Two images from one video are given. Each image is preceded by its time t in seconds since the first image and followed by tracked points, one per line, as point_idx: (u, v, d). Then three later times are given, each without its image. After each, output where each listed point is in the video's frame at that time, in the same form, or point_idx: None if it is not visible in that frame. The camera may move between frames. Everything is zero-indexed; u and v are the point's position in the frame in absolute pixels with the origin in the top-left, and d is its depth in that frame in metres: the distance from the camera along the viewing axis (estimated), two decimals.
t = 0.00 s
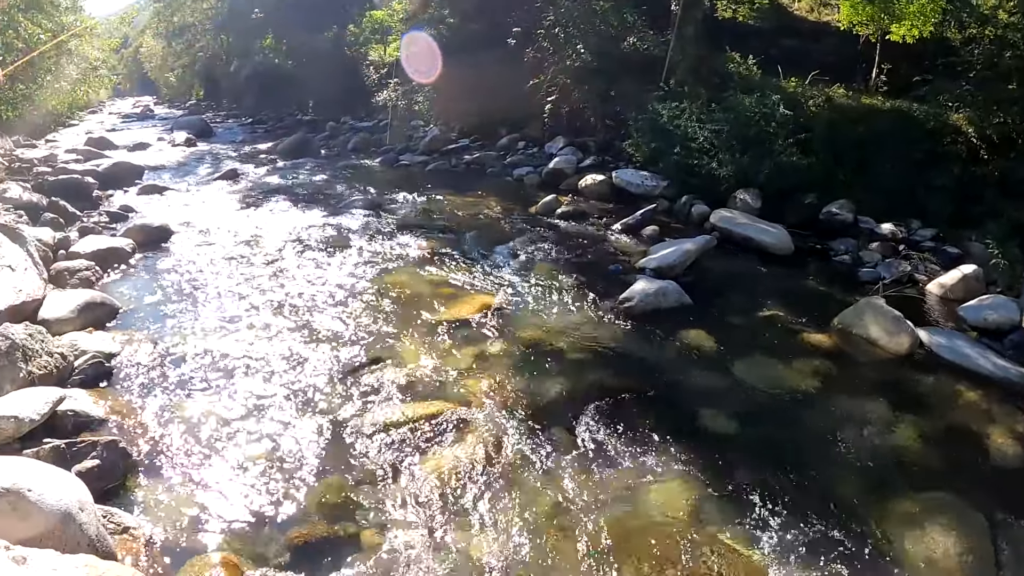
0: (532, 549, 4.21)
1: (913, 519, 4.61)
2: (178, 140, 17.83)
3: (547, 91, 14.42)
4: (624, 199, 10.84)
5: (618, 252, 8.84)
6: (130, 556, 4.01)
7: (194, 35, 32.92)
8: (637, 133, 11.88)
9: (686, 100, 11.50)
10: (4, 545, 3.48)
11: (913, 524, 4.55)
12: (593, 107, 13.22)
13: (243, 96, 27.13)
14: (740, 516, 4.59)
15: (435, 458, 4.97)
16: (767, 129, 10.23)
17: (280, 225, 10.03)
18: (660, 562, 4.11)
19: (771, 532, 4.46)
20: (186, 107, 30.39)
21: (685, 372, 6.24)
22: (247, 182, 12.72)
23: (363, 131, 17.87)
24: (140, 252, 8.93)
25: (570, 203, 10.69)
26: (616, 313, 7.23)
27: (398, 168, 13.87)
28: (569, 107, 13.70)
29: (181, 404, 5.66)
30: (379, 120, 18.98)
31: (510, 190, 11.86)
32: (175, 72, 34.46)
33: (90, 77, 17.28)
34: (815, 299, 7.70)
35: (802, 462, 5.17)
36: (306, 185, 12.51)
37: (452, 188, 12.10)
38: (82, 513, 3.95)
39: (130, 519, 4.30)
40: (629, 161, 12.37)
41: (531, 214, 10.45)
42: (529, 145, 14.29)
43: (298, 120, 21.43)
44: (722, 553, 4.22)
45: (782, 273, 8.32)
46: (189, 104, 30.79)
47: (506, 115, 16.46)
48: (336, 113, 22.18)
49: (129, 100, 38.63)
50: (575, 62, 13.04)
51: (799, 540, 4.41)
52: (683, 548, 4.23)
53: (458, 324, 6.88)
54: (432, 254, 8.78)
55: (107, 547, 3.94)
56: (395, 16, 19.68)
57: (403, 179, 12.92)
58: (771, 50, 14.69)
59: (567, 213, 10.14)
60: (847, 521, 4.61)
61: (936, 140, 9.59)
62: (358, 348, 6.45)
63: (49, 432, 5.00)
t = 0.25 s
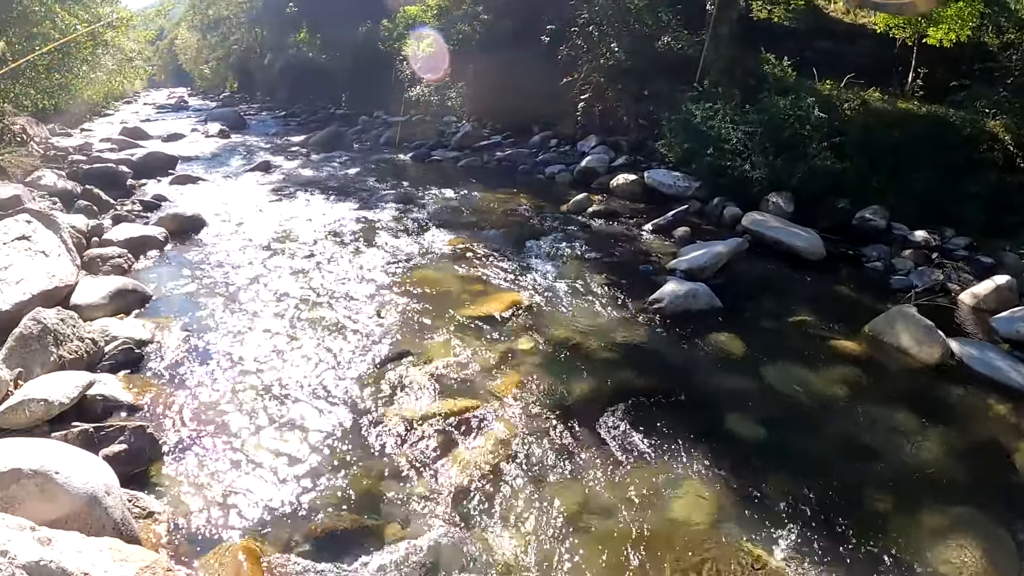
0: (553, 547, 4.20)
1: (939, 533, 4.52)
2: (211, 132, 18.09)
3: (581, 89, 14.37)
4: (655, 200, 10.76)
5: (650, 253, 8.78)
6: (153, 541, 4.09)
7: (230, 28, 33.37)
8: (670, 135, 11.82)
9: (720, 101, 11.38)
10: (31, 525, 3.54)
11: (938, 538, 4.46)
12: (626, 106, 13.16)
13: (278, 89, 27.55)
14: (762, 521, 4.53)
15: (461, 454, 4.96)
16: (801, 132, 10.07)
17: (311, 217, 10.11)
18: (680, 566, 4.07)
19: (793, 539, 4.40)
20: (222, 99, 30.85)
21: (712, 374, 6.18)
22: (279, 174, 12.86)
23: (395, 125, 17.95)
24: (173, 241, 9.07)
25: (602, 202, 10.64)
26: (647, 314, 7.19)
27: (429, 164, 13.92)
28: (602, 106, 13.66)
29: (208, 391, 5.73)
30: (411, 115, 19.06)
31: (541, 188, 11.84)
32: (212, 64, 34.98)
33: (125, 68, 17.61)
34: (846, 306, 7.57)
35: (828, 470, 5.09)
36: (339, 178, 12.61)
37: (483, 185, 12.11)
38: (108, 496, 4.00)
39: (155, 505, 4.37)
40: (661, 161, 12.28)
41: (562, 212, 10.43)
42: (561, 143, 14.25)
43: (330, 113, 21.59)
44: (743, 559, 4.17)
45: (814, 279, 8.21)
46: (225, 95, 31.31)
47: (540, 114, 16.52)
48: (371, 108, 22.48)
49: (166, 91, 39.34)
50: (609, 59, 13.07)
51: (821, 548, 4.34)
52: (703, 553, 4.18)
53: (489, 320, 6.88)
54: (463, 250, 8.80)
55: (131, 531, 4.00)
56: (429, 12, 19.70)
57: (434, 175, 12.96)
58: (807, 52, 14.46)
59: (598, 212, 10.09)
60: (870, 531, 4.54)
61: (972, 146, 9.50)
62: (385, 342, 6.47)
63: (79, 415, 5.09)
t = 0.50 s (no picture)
0: (565, 547, 4.18)
1: (954, 539, 4.47)
2: (228, 129, 18.22)
3: (599, 88, 14.35)
4: (672, 199, 10.70)
5: (666, 252, 8.75)
6: (167, 535, 4.12)
7: (249, 26, 33.58)
8: (687, 134, 11.81)
9: (738, 101, 11.36)
10: (46, 517, 3.57)
11: (952, 544, 4.41)
12: (644, 105, 13.14)
13: (295, 87, 27.74)
14: (775, 524, 4.50)
15: (474, 452, 4.96)
16: (819, 132, 9.92)
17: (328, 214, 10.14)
18: (692, 566, 4.05)
19: (806, 541, 4.37)
20: (241, 95, 31.06)
21: (728, 376, 6.14)
22: (297, 171, 12.93)
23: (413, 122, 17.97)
24: (191, 237, 9.14)
25: (618, 201, 10.60)
26: (663, 313, 7.16)
27: (446, 161, 13.94)
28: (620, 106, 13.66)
29: (224, 385, 5.78)
30: (428, 113, 19.10)
31: (557, 186, 11.82)
32: (230, 61, 35.22)
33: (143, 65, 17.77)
34: (864, 309, 7.50)
35: (843, 472, 5.05)
36: (356, 175, 12.66)
37: (499, 183, 12.11)
38: (123, 490, 4.02)
39: (169, 499, 4.40)
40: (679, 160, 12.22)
41: (579, 211, 10.42)
42: (578, 141, 14.24)
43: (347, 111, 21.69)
44: (755, 560, 4.14)
45: (831, 280, 8.14)
46: (244, 94, 31.56)
47: (561, 113, 16.51)
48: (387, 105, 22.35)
49: (185, 88, 39.66)
50: (626, 58, 13.10)
51: (834, 552, 4.30)
52: (714, 553, 4.16)
53: (506, 318, 6.88)
54: (479, 248, 8.81)
55: (145, 524, 4.03)
56: (445, 10, 19.73)
57: (451, 172, 12.97)
58: (825, 52, 14.34)
59: (615, 211, 10.06)
60: (884, 535, 4.49)
61: (992, 147, 9.42)
62: (400, 339, 6.48)
63: (96, 409, 5.14)
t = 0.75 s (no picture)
0: (577, 549, 4.18)
1: (969, 550, 4.42)
2: (249, 124, 18.35)
3: (621, 89, 14.30)
4: (691, 203, 10.64)
5: (684, 256, 8.71)
6: (183, 525, 4.17)
7: (271, 22, 33.78)
8: (708, 137, 11.77)
9: (761, 105, 11.32)
10: (65, 505, 3.62)
11: (966, 556, 4.37)
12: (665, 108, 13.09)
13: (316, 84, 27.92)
14: (790, 530, 4.48)
15: (490, 451, 4.97)
16: (842, 138, 9.96)
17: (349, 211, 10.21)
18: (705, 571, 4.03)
19: (819, 548, 4.34)
20: (262, 91, 31.26)
21: (745, 381, 6.12)
22: (317, 167, 13.00)
23: (434, 120, 17.96)
24: (211, 231, 9.22)
25: (637, 203, 10.57)
26: (681, 317, 7.13)
27: (467, 160, 13.96)
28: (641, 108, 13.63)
29: (243, 378, 5.83)
30: (449, 111, 19.13)
31: (576, 187, 11.81)
32: (252, 57, 35.45)
33: (165, 60, 17.94)
34: (884, 317, 7.42)
35: (858, 480, 5.01)
36: (377, 173, 12.71)
37: (518, 183, 12.11)
38: (141, 480, 4.06)
39: (186, 490, 4.45)
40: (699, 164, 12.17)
41: (598, 212, 10.40)
42: (599, 143, 14.22)
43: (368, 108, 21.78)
44: (769, 567, 4.11)
45: (852, 288, 8.07)
46: (266, 90, 31.83)
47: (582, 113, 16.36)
48: (406, 103, 22.23)
49: (207, 83, 39.99)
50: (649, 62, 13.09)
51: (847, 559, 4.28)
52: (728, 558, 4.15)
53: (524, 318, 6.89)
54: (498, 247, 8.81)
55: (163, 514, 4.07)
56: (467, 10, 19.78)
57: (471, 172, 12.99)
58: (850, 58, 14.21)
59: (634, 213, 10.05)
60: (898, 544, 4.46)
61: (1017, 156, 9.13)
62: (418, 337, 6.50)
63: (116, 399, 5.20)
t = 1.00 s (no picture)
0: (574, 540, 4.19)
1: (964, 551, 4.45)
2: (251, 110, 18.29)
3: (626, 82, 14.25)
4: (693, 197, 10.61)
5: (685, 250, 8.71)
6: (182, 508, 4.18)
7: (274, 8, 33.60)
8: (711, 132, 11.72)
9: (764, 101, 11.22)
10: (65, 487, 3.63)
11: (961, 556, 4.39)
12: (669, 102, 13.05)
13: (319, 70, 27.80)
14: (786, 526, 4.49)
15: (487, 441, 4.98)
16: (845, 136, 9.91)
17: (351, 199, 10.19)
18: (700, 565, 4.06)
19: (816, 545, 4.36)
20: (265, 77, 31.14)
21: (743, 377, 6.12)
22: (319, 154, 12.96)
23: (436, 109, 17.88)
24: (213, 216, 9.21)
25: (639, 197, 10.55)
26: (680, 311, 7.14)
27: (469, 150, 13.91)
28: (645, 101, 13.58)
29: (243, 364, 5.84)
30: (452, 100, 19.05)
31: (579, 180, 11.78)
32: (256, 43, 35.30)
33: (168, 45, 17.86)
34: (883, 316, 7.43)
35: (855, 478, 5.03)
36: (379, 161, 12.68)
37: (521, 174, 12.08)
38: (141, 462, 4.08)
39: (185, 473, 4.46)
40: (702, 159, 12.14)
41: (600, 205, 10.38)
42: (602, 135, 14.19)
43: (371, 96, 21.70)
44: (765, 562, 4.14)
45: (851, 286, 8.08)
46: (268, 76, 31.69)
47: (586, 104, 16.27)
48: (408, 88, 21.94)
49: (210, 68, 39.82)
50: (655, 55, 13.03)
51: (844, 558, 4.30)
52: (724, 553, 4.17)
53: (524, 308, 6.89)
54: (500, 237, 8.80)
55: (162, 497, 4.09)
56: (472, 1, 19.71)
57: (473, 162, 12.96)
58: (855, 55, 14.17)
59: (636, 207, 10.03)
60: (894, 543, 4.48)
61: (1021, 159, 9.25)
62: (417, 326, 6.50)
63: (116, 382, 5.20)
